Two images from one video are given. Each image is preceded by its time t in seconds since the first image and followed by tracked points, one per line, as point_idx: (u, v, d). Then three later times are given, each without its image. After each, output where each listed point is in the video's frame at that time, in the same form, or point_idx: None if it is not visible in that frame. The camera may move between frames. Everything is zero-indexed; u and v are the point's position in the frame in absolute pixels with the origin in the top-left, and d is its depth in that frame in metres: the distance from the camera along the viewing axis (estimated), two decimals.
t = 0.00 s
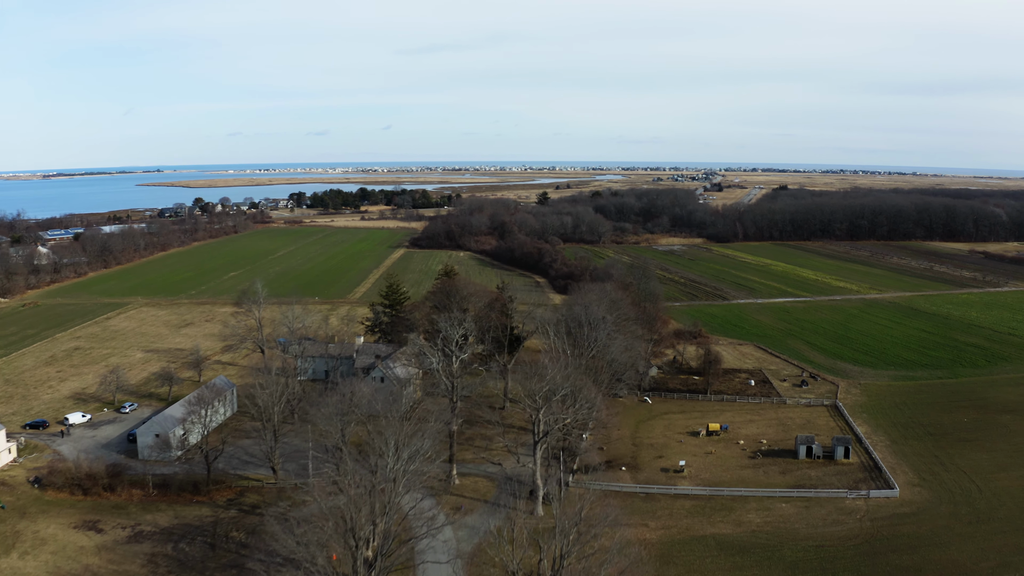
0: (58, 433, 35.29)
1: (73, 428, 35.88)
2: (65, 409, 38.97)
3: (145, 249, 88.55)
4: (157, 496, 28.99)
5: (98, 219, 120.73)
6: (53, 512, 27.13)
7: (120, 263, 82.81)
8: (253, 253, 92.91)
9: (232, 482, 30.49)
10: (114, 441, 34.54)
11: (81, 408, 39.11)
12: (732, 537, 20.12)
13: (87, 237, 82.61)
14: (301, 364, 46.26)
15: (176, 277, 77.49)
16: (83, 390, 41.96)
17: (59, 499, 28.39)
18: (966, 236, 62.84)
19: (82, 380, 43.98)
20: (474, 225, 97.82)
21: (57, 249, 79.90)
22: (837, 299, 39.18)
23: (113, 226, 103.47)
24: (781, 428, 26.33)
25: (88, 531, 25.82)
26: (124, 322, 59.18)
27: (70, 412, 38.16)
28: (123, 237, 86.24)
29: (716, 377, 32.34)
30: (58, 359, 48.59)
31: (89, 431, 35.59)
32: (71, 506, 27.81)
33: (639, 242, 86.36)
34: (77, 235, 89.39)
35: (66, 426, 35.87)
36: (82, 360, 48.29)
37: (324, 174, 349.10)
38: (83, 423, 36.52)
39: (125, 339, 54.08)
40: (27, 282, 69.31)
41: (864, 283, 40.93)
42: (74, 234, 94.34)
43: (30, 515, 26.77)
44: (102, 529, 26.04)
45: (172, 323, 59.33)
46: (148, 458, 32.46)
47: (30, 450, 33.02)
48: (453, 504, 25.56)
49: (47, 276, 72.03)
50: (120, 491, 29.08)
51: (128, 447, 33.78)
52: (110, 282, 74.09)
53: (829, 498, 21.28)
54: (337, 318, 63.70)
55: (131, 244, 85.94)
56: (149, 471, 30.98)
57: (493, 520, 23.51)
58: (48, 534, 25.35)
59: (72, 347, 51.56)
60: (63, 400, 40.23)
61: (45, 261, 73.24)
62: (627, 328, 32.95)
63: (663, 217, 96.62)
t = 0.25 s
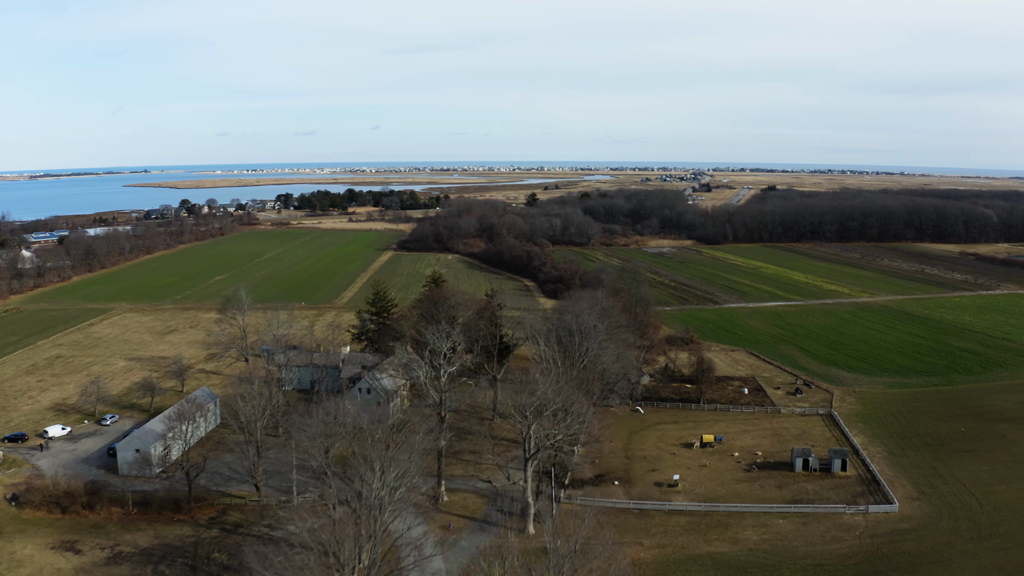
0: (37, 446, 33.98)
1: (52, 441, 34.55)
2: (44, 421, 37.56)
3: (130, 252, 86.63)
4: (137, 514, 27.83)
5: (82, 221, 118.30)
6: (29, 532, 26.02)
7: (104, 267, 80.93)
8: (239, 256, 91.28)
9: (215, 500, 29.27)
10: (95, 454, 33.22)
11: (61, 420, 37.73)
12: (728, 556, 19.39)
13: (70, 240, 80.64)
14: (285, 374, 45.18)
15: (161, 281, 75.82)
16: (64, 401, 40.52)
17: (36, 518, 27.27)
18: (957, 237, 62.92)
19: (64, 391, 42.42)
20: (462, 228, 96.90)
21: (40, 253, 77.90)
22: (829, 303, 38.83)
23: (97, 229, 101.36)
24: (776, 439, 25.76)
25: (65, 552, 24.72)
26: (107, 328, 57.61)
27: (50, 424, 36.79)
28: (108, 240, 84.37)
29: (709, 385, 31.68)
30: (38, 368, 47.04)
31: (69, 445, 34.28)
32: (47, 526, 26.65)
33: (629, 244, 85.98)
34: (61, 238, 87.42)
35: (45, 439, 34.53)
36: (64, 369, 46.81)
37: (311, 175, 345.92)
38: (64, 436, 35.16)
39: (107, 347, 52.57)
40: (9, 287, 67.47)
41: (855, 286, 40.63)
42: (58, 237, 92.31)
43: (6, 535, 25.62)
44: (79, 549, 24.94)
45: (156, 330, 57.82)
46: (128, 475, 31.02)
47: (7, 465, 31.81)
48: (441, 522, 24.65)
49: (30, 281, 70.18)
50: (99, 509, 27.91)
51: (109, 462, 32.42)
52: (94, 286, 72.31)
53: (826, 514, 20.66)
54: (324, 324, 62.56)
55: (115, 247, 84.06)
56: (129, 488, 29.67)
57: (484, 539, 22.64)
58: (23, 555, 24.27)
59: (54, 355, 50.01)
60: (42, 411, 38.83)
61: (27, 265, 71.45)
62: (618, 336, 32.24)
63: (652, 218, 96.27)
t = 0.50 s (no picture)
0: (18, 459, 32.85)
1: (35, 453, 33.47)
2: (27, 432, 36.39)
3: (117, 255, 85.03)
4: (120, 531, 26.83)
5: (69, 223, 116.42)
6: (9, 551, 25.08)
7: (92, 270, 79.43)
8: (228, 259, 89.86)
9: (200, 516, 28.22)
10: (79, 467, 32.14)
11: (44, 431, 36.56)
12: (727, 573, 18.78)
13: (57, 243, 79.12)
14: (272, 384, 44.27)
15: (148, 285, 74.42)
16: (47, 411, 39.37)
17: (15, 536, 26.32)
18: (948, 238, 63.06)
19: (47, 400, 41.32)
20: (452, 230, 96.05)
21: (26, 257, 76.39)
22: (822, 306, 38.56)
23: (84, 231, 99.63)
24: (772, 449, 25.30)
25: (45, 573, 23.77)
26: (93, 335, 56.26)
27: (33, 436, 35.65)
28: (95, 243, 82.82)
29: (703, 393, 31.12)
30: (22, 376, 45.78)
31: (52, 457, 33.21)
32: (27, 545, 25.70)
33: (620, 246, 85.69)
34: (47, 241, 85.74)
35: (27, 451, 33.42)
36: (48, 378, 45.57)
37: (300, 176, 343.40)
38: (46, 448, 34.08)
39: (93, 354, 51.28)
40: None
41: (848, 288, 40.43)
42: (44, 239, 90.62)
43: None
44: (59, 570, 24.01)
45: (142, 336, 56.52)
46: (110, 489, 29.86)
47: None
48: (432, 538, 23.85)
49: (16, 286, 68.77)
50: (81, 526, 26.96)
51: (93, 474, 31.37)
52: (82, 290, 70.99)
53: (826, 528, 20.16)
54: (313, 330, 61.57)
55: (102, 250, 82.52)
56: (113, 503, 28.66)
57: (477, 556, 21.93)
58: None
59: (38, 362, 48.75)
60: (25, 422, 37.65)
61: (14, 269, 70.02)
62: (612, 344, 31.62)
63: (643, 219, 96.01)
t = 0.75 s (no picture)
0: None
1: (13, 468, 32.24)
2: (5, 445, 35.04)
3: (103, 258, 83.11)
4: (100, 552, 25.73)
5: (54, 225, 114.18)
6: None
7: (77, 274, 77.64)
8: (215, 262, 88.33)
9: (182, 535, 27.15)
10: (59, 482, 30.98)
11: (23, 444, 35.24)
12: None
13: (41, 246, 77.29)
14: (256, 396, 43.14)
15: (134, 290, 72.79)
16: (27, 423, 38.00)
17: None
18: (939, 240, 63.10)
19: (27, 411, 39.93)
20: (442, 232, 95.12)
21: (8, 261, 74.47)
22: (815, 311, 38.24)
23: (69, 233, 97.49)
24: (769, 461, 24.74)
25: None
26: (76, 342, 54.76)
27: (11, 449, 34.32)
28: (80, 246, 80.95)
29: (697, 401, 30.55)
30: (2, 386, 44.29)
31: (31, 472, 32.01)
32: (2, 567, 24.55)
33: (610, 248, 85.25)
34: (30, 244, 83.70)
35: (5, 467, 32.17)
36: (29, 387, 44.12)
37: (288, 176, 340.15)
38: (25, 463, 32.84)
39: (75, 362, 49.82)
40: None
41: (840, 292, 40.16)
42: (28, 242, 88.55)
43: None
44: None
45: (126, 343, 55.07)
46: (90, 507, 28.70)
47: None
48: (421, 559, 23.03)
49: None
50: (61, 546, 25.85)
51: (74, 490, 30.24)
52: (66, 295, 69.39)
53: (826, 544, 19.49)
54: (300, 336, 60.40)
55: (88, 253, 80.62)
56: (94, 521, 27.57)
57: None
58: None
59: (19, 371, 47.26)
60: (3, 435, 36.29)
61: None
62: (604, 353, 30.95)
63: (633, 221, 95.67)
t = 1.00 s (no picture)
0: None
1: None
2: None
3: (91, 262, 81.46)
4: (80, 571, 24.70)
5: (42, 227, 112.34)
6: None
7: (63, 278, 76.10)
8: (203, 265, 86.93)
9: (165, 553, 26.22)
10: (41, 496, 29.94)
11: (3, 457, 34.04)
12: None
13: (28, 250, 75.73)
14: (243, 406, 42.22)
15: (121, 294, 71.38)
16: (8, 435, 36.75)
17: None
18: (932, 241, 63.07)
19: (8, 422, 38.67)
20: (432, 235, 94.26)
21: None
22: (809, 314, 37.94)
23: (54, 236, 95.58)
24: (765, 472, 24.25)
25: None
26: (60, 348, 53.41)
27: None
28: (66, 249, 79.31)
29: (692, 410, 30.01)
30: None
31: (11, 486, 30.91)
32: None
33: (601, 250, 84.88)
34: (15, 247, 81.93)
35: None
36: (12, 397, 42.81)
37: (277, 178, 337.38)
38: (5, 476, 31.72)
39: (60, 370, 48.50)
40: None
41: (833, 295, 39.89)
42: (13, 245, 86.73)
43: None
44: None
45: (112, 349, 53.76)
46: (72, 523, 27.72)
47: None
48: None
49: None
50: (41, 564, 24.84)
51: (56, 505, 29.21)
52: (52, 299, 68.01)
53: (826, 560, 18.88)
54: (289, 342, 59.36)
55: (75, 257, 79.01)
56: (77, 538, 26.57)
57: None
58: None
59: (1, 380, 45.91)
60: None
61: None
62: (597, 362, 30.35)
63: (624, 223, 95.38)
